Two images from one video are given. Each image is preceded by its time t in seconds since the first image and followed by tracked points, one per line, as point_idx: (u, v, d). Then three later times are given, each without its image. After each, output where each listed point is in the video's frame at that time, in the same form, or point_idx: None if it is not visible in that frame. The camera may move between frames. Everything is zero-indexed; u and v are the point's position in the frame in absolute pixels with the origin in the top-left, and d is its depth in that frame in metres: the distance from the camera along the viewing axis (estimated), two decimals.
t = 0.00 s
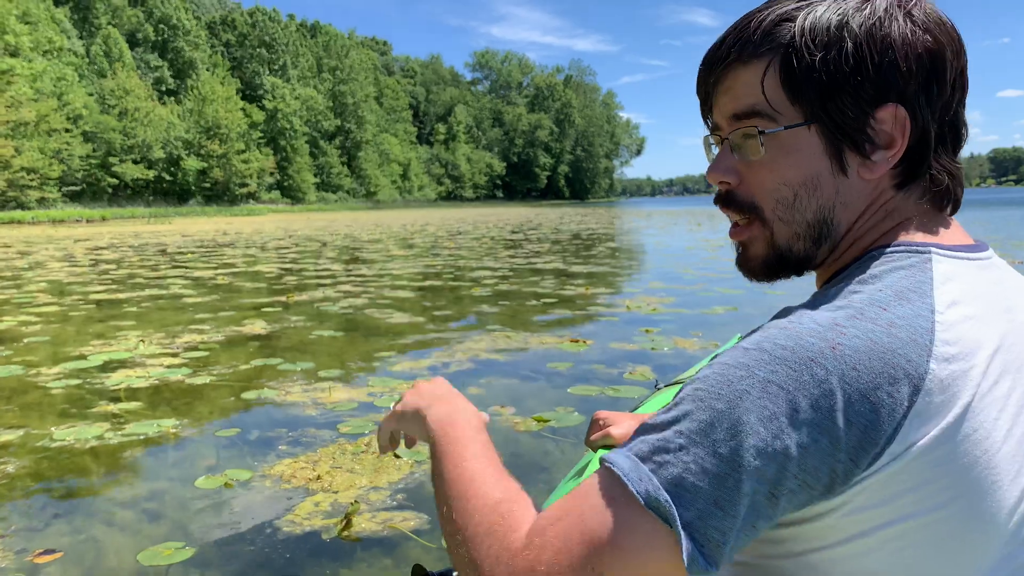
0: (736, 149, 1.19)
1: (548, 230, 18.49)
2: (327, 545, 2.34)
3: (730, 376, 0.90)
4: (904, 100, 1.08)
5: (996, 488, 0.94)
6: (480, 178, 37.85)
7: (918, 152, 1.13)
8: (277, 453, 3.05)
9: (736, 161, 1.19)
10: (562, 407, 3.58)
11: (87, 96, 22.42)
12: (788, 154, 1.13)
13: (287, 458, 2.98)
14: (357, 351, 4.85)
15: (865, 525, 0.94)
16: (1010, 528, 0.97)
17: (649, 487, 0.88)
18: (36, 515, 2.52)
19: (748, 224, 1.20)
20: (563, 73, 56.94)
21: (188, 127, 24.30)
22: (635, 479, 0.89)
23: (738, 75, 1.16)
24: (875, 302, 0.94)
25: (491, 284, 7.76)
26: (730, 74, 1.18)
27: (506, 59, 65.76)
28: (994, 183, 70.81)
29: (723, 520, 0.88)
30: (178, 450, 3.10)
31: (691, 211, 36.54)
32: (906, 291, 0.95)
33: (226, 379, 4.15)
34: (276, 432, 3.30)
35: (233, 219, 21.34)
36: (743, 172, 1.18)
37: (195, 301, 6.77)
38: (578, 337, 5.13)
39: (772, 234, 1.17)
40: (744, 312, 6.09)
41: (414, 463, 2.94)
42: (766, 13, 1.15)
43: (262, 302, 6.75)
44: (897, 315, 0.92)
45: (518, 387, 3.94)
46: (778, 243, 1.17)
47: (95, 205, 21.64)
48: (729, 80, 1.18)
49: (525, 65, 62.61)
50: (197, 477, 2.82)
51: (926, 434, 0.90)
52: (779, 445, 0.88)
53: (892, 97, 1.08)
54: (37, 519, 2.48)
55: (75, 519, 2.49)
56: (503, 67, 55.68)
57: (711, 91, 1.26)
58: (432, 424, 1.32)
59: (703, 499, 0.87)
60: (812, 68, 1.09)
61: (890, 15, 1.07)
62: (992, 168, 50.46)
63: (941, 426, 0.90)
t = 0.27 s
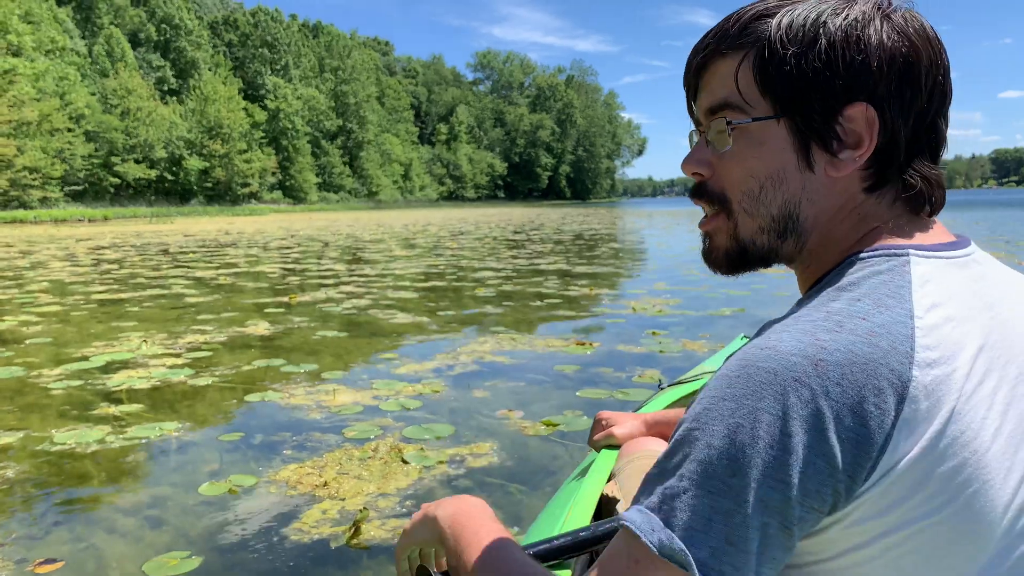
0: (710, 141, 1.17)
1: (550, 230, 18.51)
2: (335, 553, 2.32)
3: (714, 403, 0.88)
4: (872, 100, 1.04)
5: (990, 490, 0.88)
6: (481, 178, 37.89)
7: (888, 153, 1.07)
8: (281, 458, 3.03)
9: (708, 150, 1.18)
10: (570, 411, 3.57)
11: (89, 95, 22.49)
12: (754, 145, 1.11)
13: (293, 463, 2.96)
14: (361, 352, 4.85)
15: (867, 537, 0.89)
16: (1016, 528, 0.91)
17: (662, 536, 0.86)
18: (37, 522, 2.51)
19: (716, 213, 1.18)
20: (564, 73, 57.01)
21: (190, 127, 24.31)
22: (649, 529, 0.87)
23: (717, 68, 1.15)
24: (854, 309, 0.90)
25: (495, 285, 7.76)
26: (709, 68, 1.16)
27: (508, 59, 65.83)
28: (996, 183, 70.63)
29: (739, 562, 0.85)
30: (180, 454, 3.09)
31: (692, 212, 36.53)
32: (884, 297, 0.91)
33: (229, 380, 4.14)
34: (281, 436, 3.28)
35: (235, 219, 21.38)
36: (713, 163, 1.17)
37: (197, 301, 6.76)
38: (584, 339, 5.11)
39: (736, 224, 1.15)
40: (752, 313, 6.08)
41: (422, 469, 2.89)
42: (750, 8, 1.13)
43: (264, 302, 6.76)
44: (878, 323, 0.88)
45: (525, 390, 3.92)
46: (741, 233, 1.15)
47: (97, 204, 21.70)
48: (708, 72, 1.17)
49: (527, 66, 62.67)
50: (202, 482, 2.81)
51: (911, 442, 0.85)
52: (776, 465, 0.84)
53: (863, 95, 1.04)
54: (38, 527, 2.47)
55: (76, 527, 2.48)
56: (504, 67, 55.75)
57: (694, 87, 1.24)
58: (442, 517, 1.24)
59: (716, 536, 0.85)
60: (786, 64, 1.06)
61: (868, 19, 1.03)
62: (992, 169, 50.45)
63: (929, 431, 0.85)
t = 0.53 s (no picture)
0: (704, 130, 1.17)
1: (554, 228, 18.49)
2: (345, 554, 2.31)
3: (716, 401, 0.86)
4: (804, 115, 0.95)
5: (990, 486, 0.87)
6: (484, 176, 37.84)
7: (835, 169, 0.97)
8: (289, 458, 3.02)
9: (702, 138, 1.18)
10: (580, 411, 3.55)
11: (93, 91, 22.50)
12: (718, 144, 1.10)
13: (301, 463, 2.95)
14: (367, 351, 4.83)
15: (866, 536, 0.88)
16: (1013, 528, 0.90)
17: (660, 539, 0.85)
18: (41, 522, 2.50)
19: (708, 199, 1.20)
20: (568, 71, 56.97)
21: (194, 124, 24.29)
22: (648, 532, 0.86)
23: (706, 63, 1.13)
24: (850, 307, 0.88)
25: (500, 284, 7.75)
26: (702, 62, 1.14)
27: (511, 56, 65.71)
28: (999, 184, 70.43)
29: (738, 562, 0.83)
30: (185, 455, 3.08)
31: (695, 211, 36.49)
32: (882, 295, 0.89)
33: (234, 379, 4.13)
34: (287, 435, 3.27)
35: (238, 215, 21.37)
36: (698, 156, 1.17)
37: (201, 298, 6.76)
38: (593, 339, 5.09)
39: (716, 214, 1.16)
40: (762, 313, 6.05)
41: (432, 469, 2.88)
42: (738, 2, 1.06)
43: (268, 299, 6.75)
44: (875, 321, 0.86)
45: (534, 390, 3.91)
46: (721, 223, 1.16)
47: (100, 201, 21.71)
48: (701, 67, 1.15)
49: (530, 64, 62.57)
50: (208, 482, 2.80)
51: (909, 441, 0.84)
52: (775, 465, 0.83)
53: (795, 109, 0.96)
54: (41, 529, 2.45)
55: (80, 528, 2.46)
56: (507, 65, 55.67)
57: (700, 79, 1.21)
58: (443, 524, 1.24)
59: (715, 537, 0.83)
60: (738, 70, 1.01)
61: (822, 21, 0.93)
62: (996, 170, 50.31)
63: (927, 430, 0.84)
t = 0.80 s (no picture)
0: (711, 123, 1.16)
1: (558, 225, 18.47)
2: (352, 557, 2.29)
3: (717, 394, 0.86)
4: (802, 102, 0.95)
5: (993, 481, 0.86)
6: (487, 173, 37.79)
7: (840, 155, 0.96)
8: (295, 457, 3.01)
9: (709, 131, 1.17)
10: (590, 410, 3.53)
11: (96, 87, 22.52)
12: (722, 138, 1.09)
13: (307, 463, 2.94)
14: (373, 348, 4.83)
15: (869, 532, 0.87)
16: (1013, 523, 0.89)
17: (663, 534, 0.84)
18: (44, 522, 2.49)
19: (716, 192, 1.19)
20: (572, 67, 56.88)
21: (197, 120, 24.28)
22: (651, 527, 0.85)
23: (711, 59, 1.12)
24: (853, 302, 0.87)
25: (505, 281, 7.73)
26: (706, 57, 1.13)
27: (515, 53, 65.60)
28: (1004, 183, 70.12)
29: (743, 556, 0.82)
30: (189, 453, 3.07)
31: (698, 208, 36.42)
32: (885, 289, 0.88)
33: (238, 376, 4.13)
34: (293, 434, 3.27)
35: (241, 211, 21.37)
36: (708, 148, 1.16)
37: (205, 294, 6.76)
38: (602, 336, 5.08)
39: (722, 205, 1.15)
40: (771, 311, 6.02)
41: (441, 469, 2.87)
42: None
43: (273, 295, 6.75)
44: (879, 315, 0.85)
45: (543, 388, 3.90)
46: (727, 214, 1.15)
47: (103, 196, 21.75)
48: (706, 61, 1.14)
49: (534, 60, 62.49)
50: (213, 482, 2.79)
51: (912, 437, 0.83)
52: (779, 460, 0.82)
53: (794, 97, 0.95)
54: (43, 529, 2.45)
55: (83, 529, 2.45)
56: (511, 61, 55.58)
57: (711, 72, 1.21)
58: (450, 519, 1.24)
59: (717, 531, 0.83)
60: (739, 62, 1.01)
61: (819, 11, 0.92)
62: (1001, 167, 50.06)
63: (930, 426, 0.83)
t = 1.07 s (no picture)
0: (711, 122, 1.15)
1: (560, 222, 18.45)
2: (355, 567, 2.25)
3: (713, 390, 0.85)
4: (808, 97, 0.93)
5: (990, 481, 0.86)
6: (488, 170, 37.73)
7: (844, 152, 0.95)
8: (296, 461, 2.99)
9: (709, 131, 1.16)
10: (596, 411, 3.52)
11: (97, 85, 22.52)
12: (723, 136, 1.08)
13: (309, 466, 2.92)
14: (376, 348, 4.82)
15: (866, 531, 0.86)
16: (1008, 524, 0.88)
17: (660, 529, 0.83)
18: (40, 528, 2.47)
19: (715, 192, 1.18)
20: (573, 64, 56.78)
21: (198, 117, 24.27)
22: (647, 522, 0.85)
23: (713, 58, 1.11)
24: (852, 301, 0.86)
25: (508, 278, 7.72)
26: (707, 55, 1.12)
27: (516, 49, 65.48)
28: (1007, 179, 69.93)
29: (738, 552, 0.82)
30: (189, 455, 3.06)
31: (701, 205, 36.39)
32: (884, 287, 0.87)
33: (239, 377, 4.12)
34: (294, 436, 3.25)
35: (242, 209, 21.35)
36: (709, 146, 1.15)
37: (205, 292, 6.76)
38: (607, 335, 5.06)
39: (723, 205, 1.14)
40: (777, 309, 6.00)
41: (445, 474, 2.85)
42: None
43: (274, 294, 6.75)
44: (877, 314, 0.84)
45: (548, 389, 3.88)
46: (728, 214, 1.13)
47: (104, 194, 21.75)
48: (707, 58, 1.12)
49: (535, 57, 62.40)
50: (213, 486, 2.77)
51: (909, 436, 0.82)
52: (775, 457, 0.81)
53: (802, 91, 0.93)
54: (39, 535, 2.42)
55: (80, 535, 2.43)
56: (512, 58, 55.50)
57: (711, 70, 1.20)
58: (447, 516, 1.23)
59: (714, 528, 0.82)
60: (744, 59, 0.99)
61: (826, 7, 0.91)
62: (1004, 162, 49.88)
63: (928, 425, 0.83)
